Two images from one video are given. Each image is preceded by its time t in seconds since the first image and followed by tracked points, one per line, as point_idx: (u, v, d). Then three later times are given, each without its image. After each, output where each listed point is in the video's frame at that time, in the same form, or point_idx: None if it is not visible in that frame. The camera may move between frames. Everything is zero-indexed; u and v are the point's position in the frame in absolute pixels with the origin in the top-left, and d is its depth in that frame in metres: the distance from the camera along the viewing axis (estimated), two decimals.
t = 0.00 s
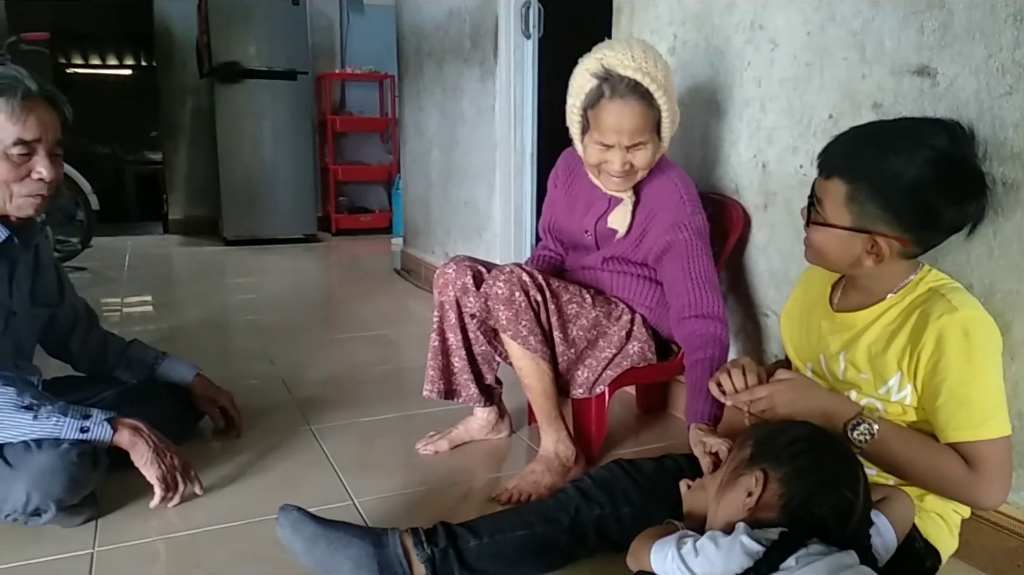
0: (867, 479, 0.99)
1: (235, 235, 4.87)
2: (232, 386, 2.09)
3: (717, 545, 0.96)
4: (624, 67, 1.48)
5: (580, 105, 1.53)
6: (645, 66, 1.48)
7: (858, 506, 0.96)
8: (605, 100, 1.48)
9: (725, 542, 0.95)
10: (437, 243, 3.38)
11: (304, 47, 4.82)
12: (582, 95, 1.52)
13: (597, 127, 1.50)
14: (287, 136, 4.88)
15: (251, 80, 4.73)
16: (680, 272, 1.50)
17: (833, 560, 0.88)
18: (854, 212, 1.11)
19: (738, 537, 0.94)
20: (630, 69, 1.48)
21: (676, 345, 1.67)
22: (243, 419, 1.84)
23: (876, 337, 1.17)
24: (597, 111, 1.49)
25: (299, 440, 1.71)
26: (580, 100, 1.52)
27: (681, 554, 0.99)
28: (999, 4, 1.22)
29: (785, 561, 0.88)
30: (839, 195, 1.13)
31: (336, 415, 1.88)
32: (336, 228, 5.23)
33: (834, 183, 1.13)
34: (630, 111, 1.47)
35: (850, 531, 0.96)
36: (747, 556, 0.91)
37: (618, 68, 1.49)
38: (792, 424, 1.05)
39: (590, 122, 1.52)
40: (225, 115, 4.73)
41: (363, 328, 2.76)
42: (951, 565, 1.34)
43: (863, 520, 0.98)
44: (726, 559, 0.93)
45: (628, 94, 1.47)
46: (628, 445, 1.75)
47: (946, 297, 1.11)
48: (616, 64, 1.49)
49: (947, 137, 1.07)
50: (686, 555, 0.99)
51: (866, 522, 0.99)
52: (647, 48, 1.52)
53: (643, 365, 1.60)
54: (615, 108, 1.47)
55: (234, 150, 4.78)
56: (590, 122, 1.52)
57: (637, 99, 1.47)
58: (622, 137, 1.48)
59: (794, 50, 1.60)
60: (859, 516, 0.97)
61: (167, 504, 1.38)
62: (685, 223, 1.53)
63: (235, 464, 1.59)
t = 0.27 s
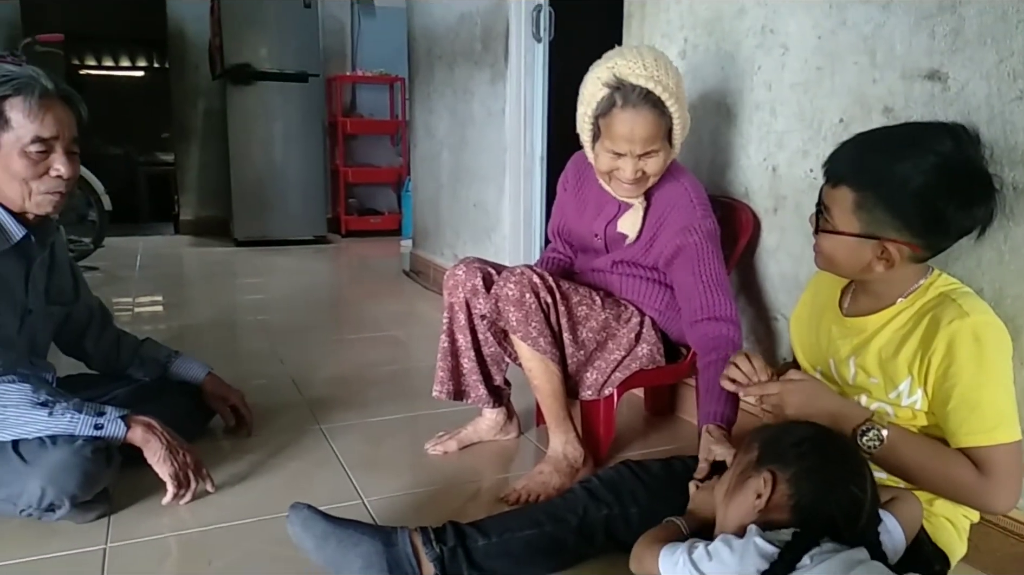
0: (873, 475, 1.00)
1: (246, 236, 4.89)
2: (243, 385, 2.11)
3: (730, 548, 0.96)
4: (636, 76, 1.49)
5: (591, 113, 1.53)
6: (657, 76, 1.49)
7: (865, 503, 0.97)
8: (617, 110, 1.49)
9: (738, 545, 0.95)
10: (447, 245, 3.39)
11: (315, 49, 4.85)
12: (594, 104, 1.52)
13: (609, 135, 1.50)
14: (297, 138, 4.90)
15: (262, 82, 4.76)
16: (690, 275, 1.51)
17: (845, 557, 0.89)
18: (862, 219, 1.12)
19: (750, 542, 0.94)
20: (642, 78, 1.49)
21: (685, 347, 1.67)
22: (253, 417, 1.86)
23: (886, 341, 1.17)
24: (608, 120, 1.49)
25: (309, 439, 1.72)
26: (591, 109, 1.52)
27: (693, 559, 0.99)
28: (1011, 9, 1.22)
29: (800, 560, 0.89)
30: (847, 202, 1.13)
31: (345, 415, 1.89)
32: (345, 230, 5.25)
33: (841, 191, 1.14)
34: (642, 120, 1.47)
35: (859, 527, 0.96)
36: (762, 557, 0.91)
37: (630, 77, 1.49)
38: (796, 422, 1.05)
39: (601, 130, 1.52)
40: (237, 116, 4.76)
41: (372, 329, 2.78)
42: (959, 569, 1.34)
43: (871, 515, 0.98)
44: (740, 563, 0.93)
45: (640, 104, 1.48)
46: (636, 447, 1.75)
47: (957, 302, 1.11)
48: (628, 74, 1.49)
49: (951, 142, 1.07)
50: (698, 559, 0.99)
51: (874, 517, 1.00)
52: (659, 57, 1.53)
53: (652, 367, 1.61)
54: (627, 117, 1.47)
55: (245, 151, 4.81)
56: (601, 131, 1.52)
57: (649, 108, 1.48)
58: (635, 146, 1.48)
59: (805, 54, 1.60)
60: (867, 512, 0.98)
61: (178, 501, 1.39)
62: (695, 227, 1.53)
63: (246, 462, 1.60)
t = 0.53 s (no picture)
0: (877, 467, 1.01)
1: (256, 237, 4.92)
2: (253, 385, 2.12)
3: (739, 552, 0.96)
4: (642, 77, 1.49)
5: (597, 115, 1.53)
6: (662, 76, 1.49)
7: (872, 496, 0.99)
8: (623, 111, 1.49)
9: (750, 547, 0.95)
10: (455, 245, 3.40)
11: (324, 51, 4.86)
12: (599, 105, 1.52)
13: (615, 137, 1.50)
14: (306, 139, 4.92)
15: (272, 84, 4.78)
16: (697, 274, 1.51)
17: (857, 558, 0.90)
18: (871, 218, 1.12)
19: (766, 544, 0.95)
20: (648, 79, 1.49)
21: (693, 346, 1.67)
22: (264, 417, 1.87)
23: (895, 340, 1.17)
24: (614, 122, 1.50)
25: (319, 438, 1.74)
26: (598, 110, 1.52)
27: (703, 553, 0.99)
28: (1020, 8, 1.22)
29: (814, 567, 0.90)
30: (856, 201, 1.13)
31: (355, 414, 1.90)
32: (354, 230, 5.27)
33: (850, 191, 1.14)
34: (648, 121, 1.47)
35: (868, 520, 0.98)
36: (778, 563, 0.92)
37: (635, 78, 1.49)
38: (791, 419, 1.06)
39: (608, 131, 1.53)
40: (246, 118, 4.78)
41: (381, 329, 2.79)
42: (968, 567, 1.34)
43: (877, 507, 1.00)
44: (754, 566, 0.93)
45: (645, 105, 1.48)
46: (645, 446, 1.76)
47: (966, 300, 1.11)
48: (633, 75, 1.49)
49: (959, 140, 1.07)
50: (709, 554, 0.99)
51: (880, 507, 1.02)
52: (664, 57, 1.52)
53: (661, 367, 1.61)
54: (633, 119, 1.47)
55: (255, 152, 4.83)
56: (607, 132, 1.52)
57: (654, 109, 1.48)
58: (641, 147, 1.49)
59: (814, 53, 1.60)
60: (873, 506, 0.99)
61: (190, 499, 1.40)
62: (703, 226, 1.53)
63: (257, 460, 1.61)
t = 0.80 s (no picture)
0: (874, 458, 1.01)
1: (259, 235, 4.93)
2: (258, 383, 2.13)
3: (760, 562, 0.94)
4: (641, 76, 1.49)
5: (598, 114, 1.53)
6: (662, 75, 1.49)
7: (875, 488, 0.99)
8: (623, 110, 1.49)
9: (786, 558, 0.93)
10: (459, 243, 3.41)
11: (328, 49, 4.87)
12: (599, 104, 1.52)
13: (615, 136, 1.51)
14: (310, 137, 4.93)
15: (276, 82, 4.79)
16: (699, 271, 1.52)
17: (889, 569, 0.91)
18: (874, 215, 1.12)
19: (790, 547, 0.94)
20: (647, 78, 1.49)
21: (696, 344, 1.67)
22: (268, 414, 1.87)
23: (897, 337, 1.17)
24: (614, 121, 1.50)
25: (324, 436, 1.74)
26: (598, 109, 1.53)
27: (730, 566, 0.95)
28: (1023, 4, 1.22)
29: None
30: (858, 199, 1.13)
31: (359, 412, 1.91)
32: (358, 228, 5.28)
33: (852, 188, 1.14)
34: (648, 120, 1.47)
35: (875, 511, 0.98)
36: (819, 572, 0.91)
37: (635, 77, 1.50)
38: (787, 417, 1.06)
39: (608, 131, 1.53)
40: (250, 116, 4.79)
41: (385, 327, 2.79)
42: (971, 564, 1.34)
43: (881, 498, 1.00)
44: None
45: (645, 103, 1.48)
46: (648, 443, 1.76)
47: (968, 297, 1.11)
48: (632, 74, 1.50)
49: (960, 136, 1.07)
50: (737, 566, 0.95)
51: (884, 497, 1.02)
52: (664, 56, 1.53)
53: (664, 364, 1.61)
54: (632, 118, 1.48)
55: (259, 151, 4.84)
56: (608, 131, 1.53)
57: (654, 107, 1.48)
58: (641, 146, 1.49)
59: (817, 50, 1.60)
60: (878, 497, 0.99)
61: (195, 496, 1.41)
62: (706, 223, 1.53)
63: (262, 457, 1.62)
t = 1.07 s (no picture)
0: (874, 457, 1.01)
1: (260, 233, 4.93)
2: (258, 380, 2.14)
3: None
4: (642, 71, 1.50)
5: (599, 109, 1.54)
6: (663, 69, 1.49)
7: (875, 491, 0.99)
8: (624, 104, 1.49)
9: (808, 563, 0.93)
10: (459, 241, 3.41)
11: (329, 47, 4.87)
12: (600, 99, 1.53)
13: (617, 131, 1.51)
14: (311, 135, 4.93)
15: (277, 80, 4.79)
16: (699, 268, 1.52)
17: None
18: (870, 214, 1.12)
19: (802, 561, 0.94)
20: (648, 73, 1.49)
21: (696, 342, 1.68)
22: (269, 411, 1.88)
23: (893, 334, 1.18)
24: (616, 116, 1.50)
25: (325, 433, 1.75)
26: (598, 105, 1.53)
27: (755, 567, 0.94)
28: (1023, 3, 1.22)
29: None
30: (855, 198, 1.14)
31: (359, 409, 1.91)
32: (359, 226, 5.29)
33: (848, 186, 1.14)
34: (649, 114, 1.48)
35: (877, 514, 0.99)
36: None
37: (635, 71, 1.50)
38: (784, 418, 1.05)
39: (609, 126, 1.53)
40: (252, 114, 4.79)
41: (386, 324, 2.80)
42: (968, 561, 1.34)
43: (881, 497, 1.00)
44: None
45: (646, 98, 1.48)
46: (648, 440, 1.77)
47: (964, 294, 1.12)
48: (633, 68, 1.50)
49: (957, 135, 1.07)
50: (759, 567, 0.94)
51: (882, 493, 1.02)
52: (664, 51, 1.53)
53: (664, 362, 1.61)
54: (634, 112, 1.48)
55: (260, 149, 4.84)
56: (609, 126, 1.53)
57: (655, 102, 1.48)
58: (643, 140, 1.49)
59: (817, 49, 1.61)
60: (879, 500, 0.99)
61: (196, 493, 1.42)
62: (706, 220, 1.54)
63: (263, 454, 1.62)
